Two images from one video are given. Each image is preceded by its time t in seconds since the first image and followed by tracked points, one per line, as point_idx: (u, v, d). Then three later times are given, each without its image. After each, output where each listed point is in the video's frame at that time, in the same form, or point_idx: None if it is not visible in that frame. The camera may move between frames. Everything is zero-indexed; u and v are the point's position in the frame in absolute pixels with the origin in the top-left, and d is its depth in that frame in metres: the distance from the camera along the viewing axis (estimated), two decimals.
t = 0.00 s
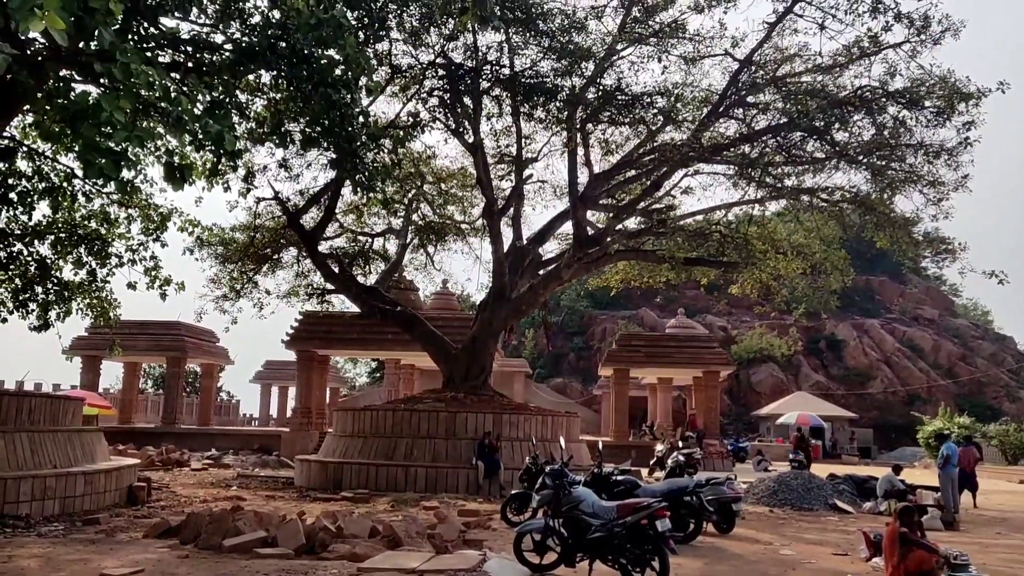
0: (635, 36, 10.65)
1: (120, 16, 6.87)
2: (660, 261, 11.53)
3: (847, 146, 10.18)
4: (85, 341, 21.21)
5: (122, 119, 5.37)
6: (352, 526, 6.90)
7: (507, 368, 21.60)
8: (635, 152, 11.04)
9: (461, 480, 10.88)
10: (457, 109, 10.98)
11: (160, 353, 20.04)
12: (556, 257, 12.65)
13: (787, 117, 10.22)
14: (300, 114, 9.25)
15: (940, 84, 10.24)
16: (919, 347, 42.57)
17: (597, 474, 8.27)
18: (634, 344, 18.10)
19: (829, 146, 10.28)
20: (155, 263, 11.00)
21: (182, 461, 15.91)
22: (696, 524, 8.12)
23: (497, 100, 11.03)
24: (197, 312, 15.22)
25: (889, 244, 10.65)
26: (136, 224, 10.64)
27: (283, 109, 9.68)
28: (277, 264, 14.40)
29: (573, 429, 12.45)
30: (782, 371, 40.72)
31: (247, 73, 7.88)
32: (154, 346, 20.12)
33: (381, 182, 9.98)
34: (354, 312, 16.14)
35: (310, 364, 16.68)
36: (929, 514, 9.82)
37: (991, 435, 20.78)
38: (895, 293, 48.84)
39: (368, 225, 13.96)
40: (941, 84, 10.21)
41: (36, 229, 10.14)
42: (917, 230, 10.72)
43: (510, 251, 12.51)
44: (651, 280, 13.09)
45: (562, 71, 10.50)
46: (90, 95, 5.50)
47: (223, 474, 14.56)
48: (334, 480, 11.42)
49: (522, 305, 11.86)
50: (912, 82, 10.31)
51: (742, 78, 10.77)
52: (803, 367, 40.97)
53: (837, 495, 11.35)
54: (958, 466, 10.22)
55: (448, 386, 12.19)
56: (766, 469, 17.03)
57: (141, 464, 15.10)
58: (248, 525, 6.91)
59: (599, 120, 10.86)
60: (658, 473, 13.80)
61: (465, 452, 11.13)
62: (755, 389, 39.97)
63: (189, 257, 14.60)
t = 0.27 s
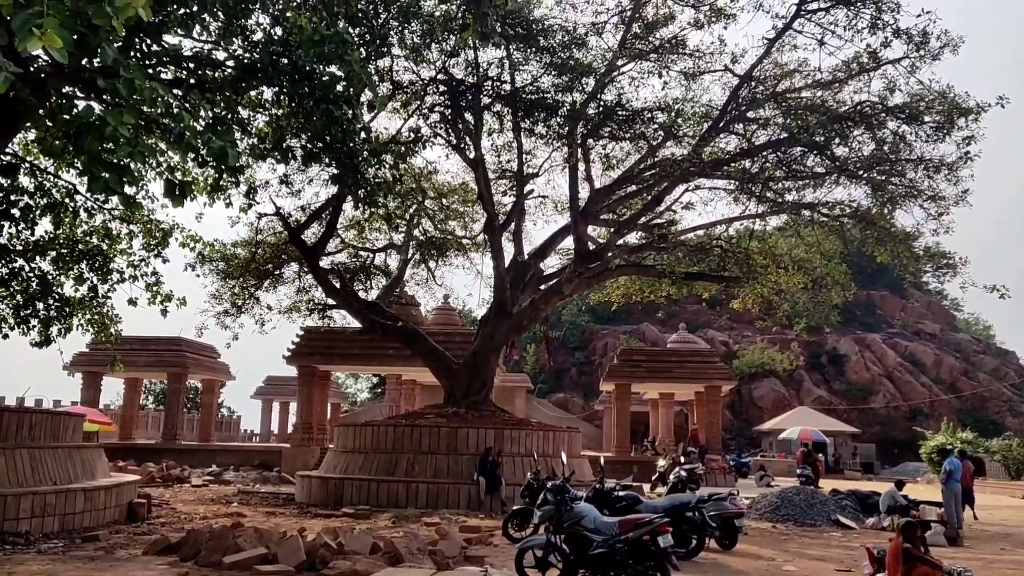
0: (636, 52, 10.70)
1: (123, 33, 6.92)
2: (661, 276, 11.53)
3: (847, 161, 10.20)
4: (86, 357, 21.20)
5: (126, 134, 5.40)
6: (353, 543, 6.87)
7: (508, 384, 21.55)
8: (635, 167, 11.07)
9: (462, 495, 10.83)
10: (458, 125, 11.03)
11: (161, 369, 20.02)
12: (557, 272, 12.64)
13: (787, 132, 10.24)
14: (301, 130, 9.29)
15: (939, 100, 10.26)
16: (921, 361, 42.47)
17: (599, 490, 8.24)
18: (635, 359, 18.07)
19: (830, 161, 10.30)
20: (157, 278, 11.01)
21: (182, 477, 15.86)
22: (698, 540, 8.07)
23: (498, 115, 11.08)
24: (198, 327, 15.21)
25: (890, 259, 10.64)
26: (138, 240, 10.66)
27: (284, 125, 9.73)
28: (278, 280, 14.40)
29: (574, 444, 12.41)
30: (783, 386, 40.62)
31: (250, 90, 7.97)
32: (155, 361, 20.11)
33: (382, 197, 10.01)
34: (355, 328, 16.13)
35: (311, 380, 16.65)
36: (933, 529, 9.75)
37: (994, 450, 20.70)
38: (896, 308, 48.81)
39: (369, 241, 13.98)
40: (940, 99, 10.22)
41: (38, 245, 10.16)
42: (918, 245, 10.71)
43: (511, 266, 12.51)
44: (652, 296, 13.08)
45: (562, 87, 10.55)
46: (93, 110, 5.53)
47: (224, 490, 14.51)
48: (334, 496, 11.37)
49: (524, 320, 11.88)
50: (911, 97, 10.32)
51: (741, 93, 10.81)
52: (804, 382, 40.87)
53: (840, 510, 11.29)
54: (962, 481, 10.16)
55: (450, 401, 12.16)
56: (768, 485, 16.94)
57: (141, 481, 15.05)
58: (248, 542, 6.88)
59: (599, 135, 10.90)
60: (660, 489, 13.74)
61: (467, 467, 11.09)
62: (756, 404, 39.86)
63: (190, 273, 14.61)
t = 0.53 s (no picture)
0: (634, 67, 10.74)
1: (124, 48, 6.95)
2: (660, 290, 11.53)
3: (845, 175, 10.23)
4: (83, 372, 21.15)
5: (126, 147, 5.42)
6: (351, 558, 6.79)
7: (507, 398, 21.51)
8: (633, 182, 11.09)
9: (461, 510, 10.78)
10: (457, 140, 11.05)
11: (159, 383, 19.97)
12: (556, 285, 12.64)
13: (785, 147, 10.27)
14: (300, 144, 9.33)
15: (936, 114, 10.26)
16: (920, 375, 42.42)
17: (598, 504, 8.23)
18: (634, 373, 18.04)
19: (827, 175, 10.33)
20: (155, 292, 11.00)
21: (179, 492, 15.79)
22: (698, 555, 8.04)
23: (497, 130, 11.12)
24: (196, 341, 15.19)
25: (888, 273, 10.65)
26: (136, 254, 10.67)
27: (283, 140, 9.76)
28: (277, 294, 14.39)
29: (573, 458, 12.37)
30: (782, 400, 40.56)
31: (249, 105, 8.02)
32: (153, 376, 20.06)
33: (381, 211, 10.03)
34: (354, 342, 16.11)
35: (309, 394, 16.62)
36: (934, 544, 9.70)
37: (994, 464, 20.63)
38: (895, 322, 48.80)
39: (368, 255, 13.98)
40: (937, 113, 10.21)
41: (36, 259, 10.16)
42: (916, 259, 10.72)
43: (509, 280, 12.51)
44: (651, 309, 13.07)
45: (560, 101, 10.60)
46: (94, 123, 5.56)
47: (221, 505, 14.44)
48: (332, 511, 11.31)
49: (522, 333, 11.87)
50: (908, 112, 10.35)
51: (739, 108, 10.85)
52: (803, 396, 40.82)
53: (840, 525, 11.24)
54: (962, 496, 10.11)
55: (448, 415, 12.13)
56: (768, 500, 16.87)
57: (138, 496, 14.99)
58: (245, 557, 6.85)
59: (598, 149, 10.94)
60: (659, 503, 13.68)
61: (465, 482, 11.05)
62: (756, 418, 39.79)
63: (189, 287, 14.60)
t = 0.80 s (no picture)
0: (629, 80, 10.77)
1: (119, 61, 6.96)
2: (655, 303, 11.53)
3: (839, 189, 10.27)
4: (76, 385, 21.04)
5: (122, 159, 5.42)
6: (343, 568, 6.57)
7: (501, 411, 21.46)
8: (628, 195, 11.11)
9: (456, 524, 10.73)
10: (452, 152, 11.07)
11: (152, 396, 19.88)
12: (550, 298, 12.64)
13: (779, 161, 10.31)
14: (295, 157, 9.34)
15: (929, 128, 10.29)
16: (914, 389, 42.48)
17: (593, 518, 8.21)
18: (628, 386, 18.03)
19: (821, 189, 10.36)
20: (149, 305, 10.96)
21: (172, 506, 15.68)
22: (693, 569, 7.99)
23: (492, 142, 11.14)
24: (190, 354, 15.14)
25: (882, 286, 10.67)
26: (131, 266, 10.63)
27: (278, 152, 9.77)
28: (271, 306, 14.36)
29: (568, 472, 12.33)
30: (777, 413, 40.55)
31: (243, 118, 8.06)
32: (146, 389, 19.97)
33: (376, 223, 10.03)
34: (348, 355, 16.07)
35: (303, 407, 16.55)
36: (928, 558, 9.71)
37: (988, 477, 20.62)
38: (888, 335, 48.90)
39: (363, 267, 13.97)
40: (929, 128, 10.25)
41: (30, 272, 10.12)
42: (910, 272, 10.74)
43: (504, 293, 12.49)
44: (646, 322, 13.07)
45: (555, 115, 10.63)
46: (89, 135, 5.56)
47: (214, 519, 14.35)
48: (326, 525, 11.23)
49: (517, 346, 11.86)
50: (901, 126, 10.38)
51: (733, 122, 10.89)
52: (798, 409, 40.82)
53: (835, 539, 11.21)
54: (956, 509, 10.11)
55: (443, 428, 12.08)
56: (763, 514, 16.82)
57: (130, 510, 14.88)
58: (238, 571, 6.79)
59: (593, 162, 10.97)
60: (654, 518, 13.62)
61: (460, 495, 11.01)
62: (750, 431, 39.76)
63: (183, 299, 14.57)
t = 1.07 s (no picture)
0: (619, 94, 10.83)
1: (110, 72, 6.96)
2: (644, 315, 11.55)
3: (827, 203, 10.34)
4: (62, 397, 20.87)
5: (111, 170, 5.40)
6: None
7: (491, 424, 21.40)
8: (618, 208, 11.15)
9: (445, 537, 10.67)
10: (443, 164, 11.08)
11: (139, 408, 19.74)
12: (540, 310, 12.64)
13: (768, 174, 10.39)
14: (285, 168, 9.35)
15: (915, 143, 10.36)
16: (902, 402, 42.64)
17: (582, 530, 8.19)
18: (618, 399, 18.03)
19: (809, 203, 10.43)
20: (137, 316, 10.90)
21: (158, 519, 15.55)
22: None
23: (482, 155, 11.17)
24: (178, 366, 15.06)
25: (870, 299, 10.71)
26: (119, 278, 10.58)
27: (268, 164, 9.78)
28: (260, 317, 14.31)
29: (557, 484, 12.30)
30: (766, 426, 40.62)
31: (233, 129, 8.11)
32: (133, 401, 19.83)
33: (366, 235, 10.03)
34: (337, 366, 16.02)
35: (292, 419, 16.47)
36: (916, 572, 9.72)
37: (975, 491, 20.67)
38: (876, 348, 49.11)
39: (353, 279, 13.96)
40: (916, 143, 10.32)
41: (17, 283, 10.06)
42: (897, 286, 10.79)
43: (494, 305, 12.49)
44: (635, 335, 13.08)
45: (546, 128, 10.69)
46: (78, 146, 5.54)
47: (201, 532, 14.23)
48: (314, 538, 11.12)
49: (507, 358, 11.85)
50: (888, 140, 10.46)
51: (722, 135, 10.96)
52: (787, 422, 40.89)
53: (824, 552, 11.20)
54: (945, 522, 10.11)
55: (432, 440, 12.04)
56: (752, 527, 16.80)
57: (116, 523, 14.75)
58: None
59: (583, 175, 11.02)
60: (643, 531, 13.58)
61: (449, 508, 10.97)
62: (739, 444, 39.80)
63: (171, 311, 14.51)
